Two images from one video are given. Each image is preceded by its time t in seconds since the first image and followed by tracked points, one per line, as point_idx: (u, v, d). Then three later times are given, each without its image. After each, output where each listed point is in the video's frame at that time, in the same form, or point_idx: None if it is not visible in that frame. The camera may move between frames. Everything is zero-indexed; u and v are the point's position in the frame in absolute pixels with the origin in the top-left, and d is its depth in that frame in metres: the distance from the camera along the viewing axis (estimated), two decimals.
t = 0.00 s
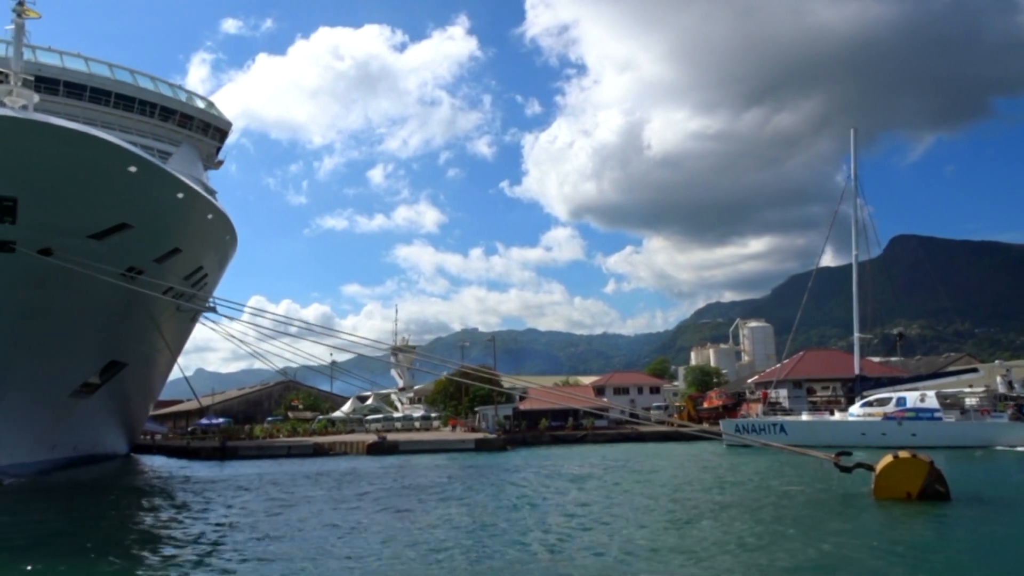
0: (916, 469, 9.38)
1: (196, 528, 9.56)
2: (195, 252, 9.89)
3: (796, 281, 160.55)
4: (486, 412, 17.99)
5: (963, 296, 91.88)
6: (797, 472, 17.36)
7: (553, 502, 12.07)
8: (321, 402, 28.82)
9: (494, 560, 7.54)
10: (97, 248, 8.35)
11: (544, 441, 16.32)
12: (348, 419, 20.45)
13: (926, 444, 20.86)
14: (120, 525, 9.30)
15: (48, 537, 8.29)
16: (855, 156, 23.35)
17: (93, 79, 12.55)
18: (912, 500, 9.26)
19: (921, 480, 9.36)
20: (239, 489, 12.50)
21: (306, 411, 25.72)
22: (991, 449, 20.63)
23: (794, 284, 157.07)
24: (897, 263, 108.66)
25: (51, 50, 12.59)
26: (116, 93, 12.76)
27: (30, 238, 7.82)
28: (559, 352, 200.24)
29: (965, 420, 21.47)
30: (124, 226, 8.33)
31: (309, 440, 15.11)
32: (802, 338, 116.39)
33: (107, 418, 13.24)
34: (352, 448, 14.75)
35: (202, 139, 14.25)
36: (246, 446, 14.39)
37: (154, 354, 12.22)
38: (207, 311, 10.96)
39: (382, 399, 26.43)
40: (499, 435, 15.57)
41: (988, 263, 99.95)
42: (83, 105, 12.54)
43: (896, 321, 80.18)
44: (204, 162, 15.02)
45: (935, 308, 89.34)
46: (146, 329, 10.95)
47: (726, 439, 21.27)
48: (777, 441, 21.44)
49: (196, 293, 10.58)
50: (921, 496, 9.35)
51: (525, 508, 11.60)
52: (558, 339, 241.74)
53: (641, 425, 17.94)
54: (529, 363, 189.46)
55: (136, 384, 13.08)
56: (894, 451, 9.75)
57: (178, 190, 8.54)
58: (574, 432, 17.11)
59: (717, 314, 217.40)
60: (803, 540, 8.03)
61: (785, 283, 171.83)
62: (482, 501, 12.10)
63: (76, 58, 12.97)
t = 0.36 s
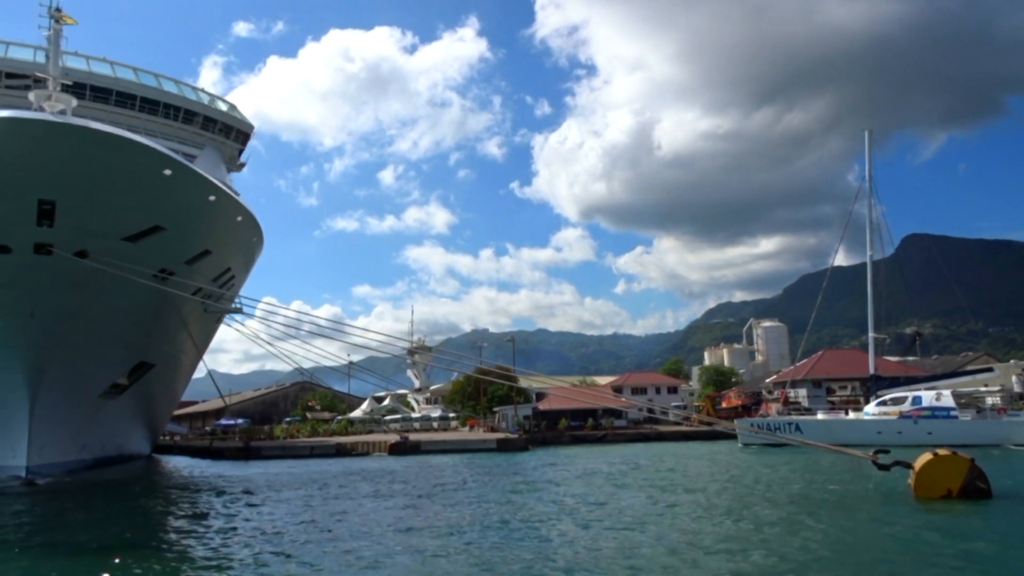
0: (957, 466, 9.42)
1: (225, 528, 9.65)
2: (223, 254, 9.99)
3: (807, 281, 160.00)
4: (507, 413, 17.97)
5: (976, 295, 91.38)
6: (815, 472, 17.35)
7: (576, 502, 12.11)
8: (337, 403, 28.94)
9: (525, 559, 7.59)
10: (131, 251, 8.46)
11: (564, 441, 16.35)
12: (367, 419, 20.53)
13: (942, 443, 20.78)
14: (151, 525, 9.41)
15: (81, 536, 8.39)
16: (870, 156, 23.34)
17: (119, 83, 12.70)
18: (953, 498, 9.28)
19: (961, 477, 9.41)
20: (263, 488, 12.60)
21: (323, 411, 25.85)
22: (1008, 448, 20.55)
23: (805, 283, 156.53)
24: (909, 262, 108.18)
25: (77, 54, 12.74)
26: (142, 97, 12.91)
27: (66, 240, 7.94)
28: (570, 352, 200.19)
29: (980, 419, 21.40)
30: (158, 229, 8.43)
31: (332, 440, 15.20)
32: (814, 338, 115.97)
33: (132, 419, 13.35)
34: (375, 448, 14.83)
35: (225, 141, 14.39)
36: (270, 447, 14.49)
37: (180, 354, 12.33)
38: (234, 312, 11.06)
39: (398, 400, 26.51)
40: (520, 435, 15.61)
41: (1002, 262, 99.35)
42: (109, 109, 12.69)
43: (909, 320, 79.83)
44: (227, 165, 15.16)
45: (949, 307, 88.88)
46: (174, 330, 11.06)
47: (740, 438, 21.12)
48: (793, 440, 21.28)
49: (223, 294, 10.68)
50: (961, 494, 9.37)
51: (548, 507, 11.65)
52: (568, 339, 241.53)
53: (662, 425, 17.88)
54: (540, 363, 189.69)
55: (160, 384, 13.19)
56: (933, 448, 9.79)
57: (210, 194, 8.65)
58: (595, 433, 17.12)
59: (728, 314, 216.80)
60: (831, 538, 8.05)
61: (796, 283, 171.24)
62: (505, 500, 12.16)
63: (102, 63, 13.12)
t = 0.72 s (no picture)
0: (992, 462, 9.47)
1: (251, 525, 9.74)
2: (249, 255, 10.11)
3: (815, 278, 159.63)
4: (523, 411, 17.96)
5: (986, 292, 91.07)
6: (830, 470, 17.34)
7: (594, 499, 12.15)
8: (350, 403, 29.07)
9: (549, 555, 7.63)
10: (160, 252, 8.56)
11: (581, 439, 16.42)
12: (382, 418, 20.64)
13: (955, 439, 20.79)
14: (178, 522, 9.50)
15: (109, 533, 8.48)
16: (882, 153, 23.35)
17: (140, 85, 12.77)
18: (990, 493, 9.27)
19: (998, 472, 9.43)
20: (285, 486, 12.69)
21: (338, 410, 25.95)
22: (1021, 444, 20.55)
23: (813, 281, 156.17)
24: (918, 259, 107.84)
25: (98, 57, 12.82)
26: (163, 98, 13.01)
27: (98, 241, 8.04)
28: (578, 351, 200.19)
29: (993, 416, 21.40)
30: (187, 230, 8.54)
31: (350, 439, 15.30)
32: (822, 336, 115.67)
33: (153, 418, 13.47)
34: (394, 447, 14.93)
35: (244, 142, 14.51)
36: (289, 445, 14.60)
37: (202, 354, 12.45)
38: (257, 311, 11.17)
39: (411, 399, 26.63)
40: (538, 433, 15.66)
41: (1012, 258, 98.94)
42: (131, 110, 12.76)
43: (918, 317, 79.61)
44: (246, 165, 15.26)
45: (958, 304, 88.60)
46: (198, 330, 11.18)
47: (753, 436, 21.14)
48: (805, 438, 21.14)
49: (247, 294, 10.77)
50: (998, 490, 9.37)
51: (567, 504, 11.71)
52: (575, 338, 241.48)
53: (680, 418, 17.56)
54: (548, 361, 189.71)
55: (182, 384, 13.31)
56: (967, 446, 9.84)
57: (238, 195, 8.76)
58: (611, 431, 17.19)
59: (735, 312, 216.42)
60: (853, 536, 8.06)
61: (804, 281, 170.82)
62: (524, 497, 12.20)
63: (123, 65, 13.22)
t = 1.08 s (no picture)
0: None
1: (272, 522, 9.85)
2: (270, 255, 10.17)
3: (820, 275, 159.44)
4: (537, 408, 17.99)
5: (993, 287, 90.89)
6: (841, 467, 17.38)
7: (609, 496, 12.21)
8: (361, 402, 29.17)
9: (567, 549, 7.71)
10: (186, 252, 8.64)
11: (596, 437, 16.47)
12: (395, 417, 20.73)
13: (965, 435, 20.81)
14: (202, 520, 9.59)
15: (135, 530, 8.62)
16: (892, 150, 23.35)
17: (158, 87, 12.84)
18: None
19: None
20: (303, 484, 12.79)
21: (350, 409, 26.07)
22: None
23: (819, 278, 156.09)
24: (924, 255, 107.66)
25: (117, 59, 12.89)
26: (180, 99, 13.09)
27: (126, 243, 8.15)
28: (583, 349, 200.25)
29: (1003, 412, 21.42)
30: (212, 230, 8.61)
31: (366, 437, 15.38)
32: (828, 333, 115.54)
33: (172, 417, 13.56)
34: (410, 445, 15.01)
35: (260, 143, 14.58)
36: (307, 444, 14.68)
37: (221, 353, 12.52)
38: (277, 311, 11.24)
39: (422, 397, 26.73)
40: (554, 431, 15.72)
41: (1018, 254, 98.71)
42: (148, 112, 12.83)
43: (925, 314, 79.49)
44: (261, 166, 15.34)
45: (964, 301, 88.46)
46: (219, 329, 11.26)
47: (763, 433, 21.17)
48: (815, 435, 21.12)
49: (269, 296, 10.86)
50: None
51: (583, 500, 11.78)
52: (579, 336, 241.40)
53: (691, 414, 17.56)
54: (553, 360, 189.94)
55: (201, 384, 13.40)
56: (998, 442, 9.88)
57: (262, 196, 8.82)
58: (626, 428, 17.24)
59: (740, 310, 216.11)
60: (869, 532, 8.11)
61: (809, 278, 170.57)
62: (539, 494, 12.27)
63: (140, 67, 13.29)
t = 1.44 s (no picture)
0: None
1: (293, 523, 9.94)
2: (291, 256, 10.24)
3: (824, 273, 159.36)
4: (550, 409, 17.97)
5: (997, 284, 90.77)
6: (850, 465, 17.41)
7: (621, 495, 12.27)
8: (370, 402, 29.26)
9: (582, 549, 7.78)
10: (210, 253, 8.71)
11: (609, 436, 16.53)
12: (406, 416, 20.83)
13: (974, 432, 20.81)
14: (221, 522, 9.65)
15: (157, 531, 8.73)
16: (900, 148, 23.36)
17: (174, 89, 12.94)
18: None
19: None
20: (319, 484, 12.87)
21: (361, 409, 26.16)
22: None
23: (823, 276, 155.98)
24: (927, 253, 107.54)
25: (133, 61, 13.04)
26: (195, 101, 13.15)
27: (151, 245, 8.22)
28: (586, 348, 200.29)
29: (1012, 409, 21.41)
30: (236, 232, 8.67)
31: (381, 437, 15.44)
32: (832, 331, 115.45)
33: (189, 418, 13.64)
34: (425, 444, 15.07)
35: (274, 144, 14.65)
36: (322, 445, 14.74)
37: (238, 353, 12.58)
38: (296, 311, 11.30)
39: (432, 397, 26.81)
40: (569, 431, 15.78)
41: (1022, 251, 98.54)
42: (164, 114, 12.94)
43: (929, 311, 79.43)
44: (275, 167, 15.41)
45: (969, 298, 88.34)
46: (238, 330, 11.32)
47: (772, 432, 21.18)
48: (823, 433, 21.15)
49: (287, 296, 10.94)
50: None
51: (596, 499, 11.83)
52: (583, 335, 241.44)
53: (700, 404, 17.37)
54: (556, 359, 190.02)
55: (218, 384, 13.47)
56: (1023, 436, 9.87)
57: (284, 197, 8.88)
58: (639, 427, 17.30)
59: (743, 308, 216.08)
60: (881, 529, 8.15)
61: (812, 276, 170.44)
62: (551, 494, 12.33)
63: (156, 69, 13.38)
